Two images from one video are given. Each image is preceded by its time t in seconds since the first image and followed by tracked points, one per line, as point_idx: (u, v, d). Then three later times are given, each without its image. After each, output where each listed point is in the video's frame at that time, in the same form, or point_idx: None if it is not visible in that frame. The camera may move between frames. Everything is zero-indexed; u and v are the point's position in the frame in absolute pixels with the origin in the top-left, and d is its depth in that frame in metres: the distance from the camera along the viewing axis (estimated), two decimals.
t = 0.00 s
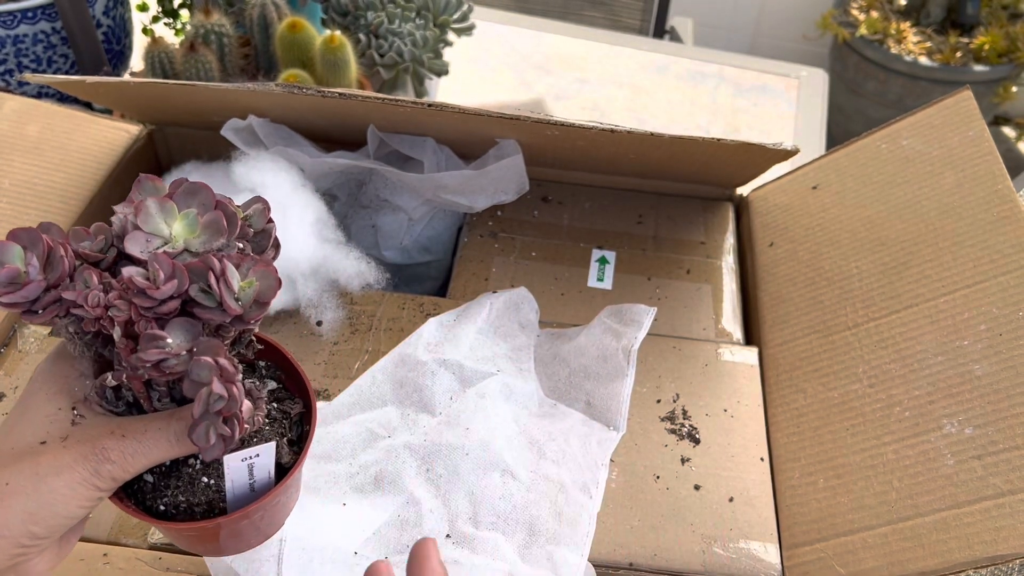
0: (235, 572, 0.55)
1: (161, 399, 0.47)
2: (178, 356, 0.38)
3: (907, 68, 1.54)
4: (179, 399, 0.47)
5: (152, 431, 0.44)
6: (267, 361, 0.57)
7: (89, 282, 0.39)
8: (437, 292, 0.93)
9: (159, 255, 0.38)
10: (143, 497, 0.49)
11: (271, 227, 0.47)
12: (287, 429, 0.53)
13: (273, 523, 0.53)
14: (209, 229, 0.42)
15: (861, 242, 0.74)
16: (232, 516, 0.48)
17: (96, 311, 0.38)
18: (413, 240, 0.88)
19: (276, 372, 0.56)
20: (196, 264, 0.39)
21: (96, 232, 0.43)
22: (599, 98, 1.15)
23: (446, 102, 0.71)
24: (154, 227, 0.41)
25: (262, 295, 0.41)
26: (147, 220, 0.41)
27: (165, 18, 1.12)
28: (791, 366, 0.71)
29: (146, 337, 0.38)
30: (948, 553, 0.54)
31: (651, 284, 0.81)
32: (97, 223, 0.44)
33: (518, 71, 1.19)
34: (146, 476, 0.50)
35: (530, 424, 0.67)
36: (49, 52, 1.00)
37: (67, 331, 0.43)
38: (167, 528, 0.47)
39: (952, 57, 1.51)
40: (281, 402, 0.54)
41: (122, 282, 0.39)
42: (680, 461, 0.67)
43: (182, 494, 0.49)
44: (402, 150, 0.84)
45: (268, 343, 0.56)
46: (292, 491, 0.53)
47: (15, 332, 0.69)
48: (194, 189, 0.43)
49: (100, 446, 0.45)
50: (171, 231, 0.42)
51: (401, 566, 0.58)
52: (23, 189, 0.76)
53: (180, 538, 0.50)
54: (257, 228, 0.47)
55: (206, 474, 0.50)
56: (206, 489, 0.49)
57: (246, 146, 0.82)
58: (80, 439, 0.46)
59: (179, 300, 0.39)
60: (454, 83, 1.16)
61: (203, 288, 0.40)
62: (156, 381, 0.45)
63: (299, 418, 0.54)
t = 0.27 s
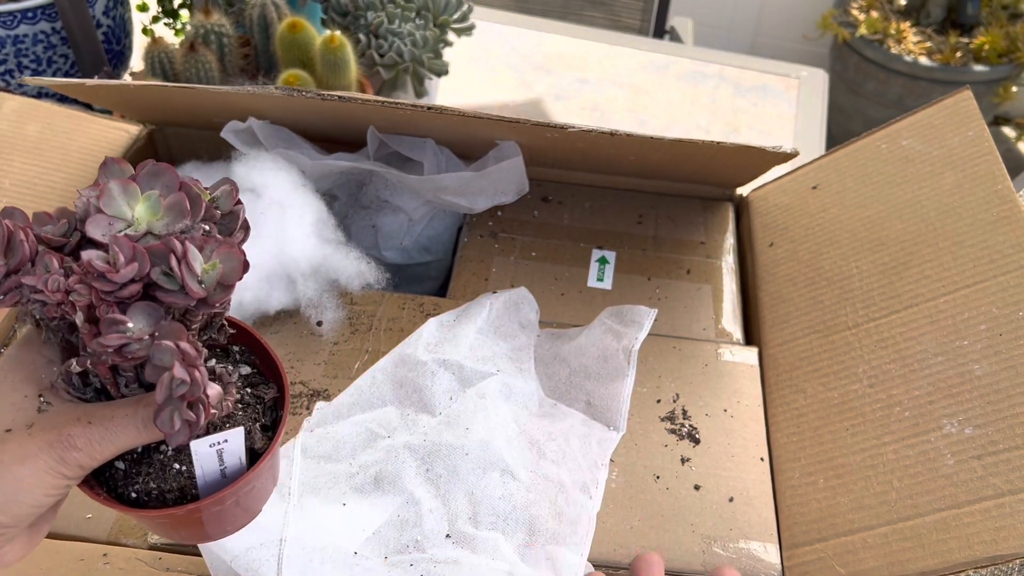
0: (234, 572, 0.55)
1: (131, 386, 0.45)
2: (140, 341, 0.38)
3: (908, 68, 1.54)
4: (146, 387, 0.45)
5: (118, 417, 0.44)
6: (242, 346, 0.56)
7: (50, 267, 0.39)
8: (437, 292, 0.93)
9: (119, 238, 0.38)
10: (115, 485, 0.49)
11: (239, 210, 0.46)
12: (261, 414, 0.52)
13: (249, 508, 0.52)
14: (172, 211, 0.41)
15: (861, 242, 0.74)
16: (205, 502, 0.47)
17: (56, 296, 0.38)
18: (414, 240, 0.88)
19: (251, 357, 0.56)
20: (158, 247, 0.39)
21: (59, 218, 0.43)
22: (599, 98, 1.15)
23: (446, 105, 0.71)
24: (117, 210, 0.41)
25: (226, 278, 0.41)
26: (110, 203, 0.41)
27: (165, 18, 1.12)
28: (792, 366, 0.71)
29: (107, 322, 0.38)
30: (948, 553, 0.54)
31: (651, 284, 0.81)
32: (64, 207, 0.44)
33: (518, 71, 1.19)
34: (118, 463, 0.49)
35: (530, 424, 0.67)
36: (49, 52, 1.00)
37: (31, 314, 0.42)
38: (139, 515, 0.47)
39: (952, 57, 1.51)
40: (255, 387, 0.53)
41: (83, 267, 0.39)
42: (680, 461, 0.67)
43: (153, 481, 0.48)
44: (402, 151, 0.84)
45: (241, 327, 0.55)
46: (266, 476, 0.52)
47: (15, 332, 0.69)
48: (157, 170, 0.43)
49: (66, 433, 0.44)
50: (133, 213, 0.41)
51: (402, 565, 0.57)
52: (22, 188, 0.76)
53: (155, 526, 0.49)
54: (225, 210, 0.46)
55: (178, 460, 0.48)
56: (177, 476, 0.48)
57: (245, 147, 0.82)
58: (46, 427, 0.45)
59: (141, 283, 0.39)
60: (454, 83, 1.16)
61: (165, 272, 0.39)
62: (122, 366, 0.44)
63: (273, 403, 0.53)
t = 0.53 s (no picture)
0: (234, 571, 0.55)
1: (131, 376, 0.46)
2: (142, 332, 0.39)
3: (908, 68, 1.54)
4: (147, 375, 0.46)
5: (120, 407, 0.44)
6: (239, 340, 0.57)
7: (54, 260, 0.39)
8: (437, 292, 0.93)
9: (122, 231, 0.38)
10: (114, 475, 0.49)
11: (238, 205, 0.47)
12: (258, 406, 0.52)
13: (247, 498, 0.53)
14: (173, 205, 0.42)
15: (861, 242, 0.74)
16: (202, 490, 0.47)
17: (60, 288, 0.38)
18: (413, 240, 0.88)
19: (247, 350, 0.56)
20: (159, 240, 0.39)
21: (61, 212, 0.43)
22: (599, 98, 1.15)
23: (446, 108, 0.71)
24: (119, 205, 0.41)
25: (226, 270, 0.41)
26: (112, 198, 0.41)
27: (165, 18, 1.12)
28: (791, 366, 0.71)
29: (109, 313, 0.38)
30: (948, 553, 0.54)
31: (651, 284, 0.82)
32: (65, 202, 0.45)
33: (518, 71, 1.19)
34: (117, 454, 0.49)
35: (530, 424, 0.67)
36: (49, 52, 1.00)
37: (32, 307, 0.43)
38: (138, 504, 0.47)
39: (952, 57, 1.51)
40: (252, 379, 0.54)
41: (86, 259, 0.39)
42: (680, 461, 0.67)
43: (152, 471, 0.48)
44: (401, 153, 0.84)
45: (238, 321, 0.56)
46: (263, 468, 0.52)
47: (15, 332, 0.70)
48: (158, 167, 0.43)
49: (68, 422, 0.45)
50: (134, 208, 0.41)
51: (402, 565, 0.57)
52: (23, 188, 0.76)
53: (154, 515, 0.49)
54: (224, 205, 0.46)
55: (177, 450, 0.49)
56: (176, 465, 0.49)
57: (245, 148, 0.82)
58: (48, 415, 0.46)
59: (143, 276, 0.39)
60: (454, 83, 1.16)
61: (166, 264, 0.39)
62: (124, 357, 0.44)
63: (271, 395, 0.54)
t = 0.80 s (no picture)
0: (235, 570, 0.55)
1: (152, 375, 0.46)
2: (163, 332, 0.38)
3: (907, 68, 1.54)
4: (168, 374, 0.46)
5: (139, 407, 0.44)
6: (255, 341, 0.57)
7: (77, 259, 0.39)
8: (437, 292, 0.93)
9: (145, 231, 0.38)
10: (129, 473, 0.49)
11: (258, 207, 0.47)
12: (275, 407, 0.52)
13: (261, 500, 0.53)
14: (196, 207, 0.42)
15: (860, 242, 0.74)
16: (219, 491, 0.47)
17: (82, 288, 0.38)
18: (414, 240, 0.88)
19: (264, 351, 0.56)
20: (181, 241, 0.39)
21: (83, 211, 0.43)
22: (599, 98, 1.15)
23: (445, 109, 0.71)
24: (141, 205, 0.41)
25: (247, 273, 0.41)
26: (134, 199, 0.41)
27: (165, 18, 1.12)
28: (791, 366, 0.72)
29: (131, 313, 0.38)
30: (948, 553, 0.54)
31: (651, 284, 0.82)
32: (85, 201, 0.44)
33: (518, 71, 1.19)
34: (134, 453, 0.49)
35: (529, 424, 0.67)
36: (49, 52, 1.00)
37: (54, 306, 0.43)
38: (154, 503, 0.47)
39: (952, 57, 1.51)
40: (269, 380, 0.54)
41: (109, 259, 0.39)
42: (679, 461, 0.67)
43: (169, 471, 0.48)
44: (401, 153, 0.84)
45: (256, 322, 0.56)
46: (278, 470, 0.53)
47: (15, 332, 0.69)
48: (179, 168, 0.43)
49: (88, 421, 0.44)
50: (156, 209, 0.41)
51: (402, 566, 0.58)
52: (23, 187, 0.76)
53: (170, 515, 0.49)
54: (244, 207, 0.47)
55: (194, 450, 0.49)
56: (193, 465, 0.49)
57: (245, 149, 0.82)
58: (68, 415, 0.45)
59: (165, 276, 0.39)
60: (454, 83, 1.16)
61: (188, 265, 0.40)
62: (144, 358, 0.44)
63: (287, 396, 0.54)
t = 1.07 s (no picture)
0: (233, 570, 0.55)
1: (143, 371, 0.46)
2: (154, 325, 0.39)
3: (908, 68, 1.54)
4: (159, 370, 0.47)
5: (132, 401, 0.44)
6: (250, 335, 0.57)
7: (66, 254, 0.39)
8: (437, 292, 0.93)
9: (133, 226, 0.38)
10: (125, 468, 0.49)
11: (248, 199, 0.47)
12: (270, 400, 0.53)
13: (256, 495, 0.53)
14: (186, 201, 0.42)
15: (861, 242, 0.74)
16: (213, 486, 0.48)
17: (72, 283, 0.38)
18: (414, 240, 0.88)
19: (259, 345, 0.56)
20: (170, 234, 0.39)
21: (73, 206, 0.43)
22: (599, 98, 1.15)
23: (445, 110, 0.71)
24: (131, 200, 0.42)
25: (237, 265, 0.41)
26: (124, 193, 0.41)
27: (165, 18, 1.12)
28: (791, 366, 0.72)
29: (122, 307, 0.38)
30: (948, 553, 0.54)
31: (651, 284, 0.82)
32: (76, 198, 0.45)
33: (519, 71, 1.19)
34: (129, 448, 0.50)
35: (530, 424, 0.67)
36: (49, 52, 1.00)
37: (46, 303, 0.43)
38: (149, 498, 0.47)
39: (952, 57, 1.51)
40: (264, 374, 0.54)
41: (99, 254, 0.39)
42: (679, 461, 0.67)
43: (164, 465, 0.49)
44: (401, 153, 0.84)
45: (250, 316, 0.56)
46: (274, 465, 0.53)
47: (15, 332, 0.69)
48: (169, 162, 0.43)
49: (80, 417, 0.45)
50: (146, 203, 0.42)
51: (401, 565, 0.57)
52: (23, 187, 0.76)
53: (165, 510, 0.50)
54: (235, 200, 0.47)
55: (188, 445, 0.49)
56: (188, 460, 0.49)
57: (246, 149, 0.82)
58: (61, 410, 0.46)
59: (155, 270, 0.39)
60: (454, 83, 1.16)
61: (178, 259, 0.40)
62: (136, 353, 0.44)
63: (281, 390, 0.54)
